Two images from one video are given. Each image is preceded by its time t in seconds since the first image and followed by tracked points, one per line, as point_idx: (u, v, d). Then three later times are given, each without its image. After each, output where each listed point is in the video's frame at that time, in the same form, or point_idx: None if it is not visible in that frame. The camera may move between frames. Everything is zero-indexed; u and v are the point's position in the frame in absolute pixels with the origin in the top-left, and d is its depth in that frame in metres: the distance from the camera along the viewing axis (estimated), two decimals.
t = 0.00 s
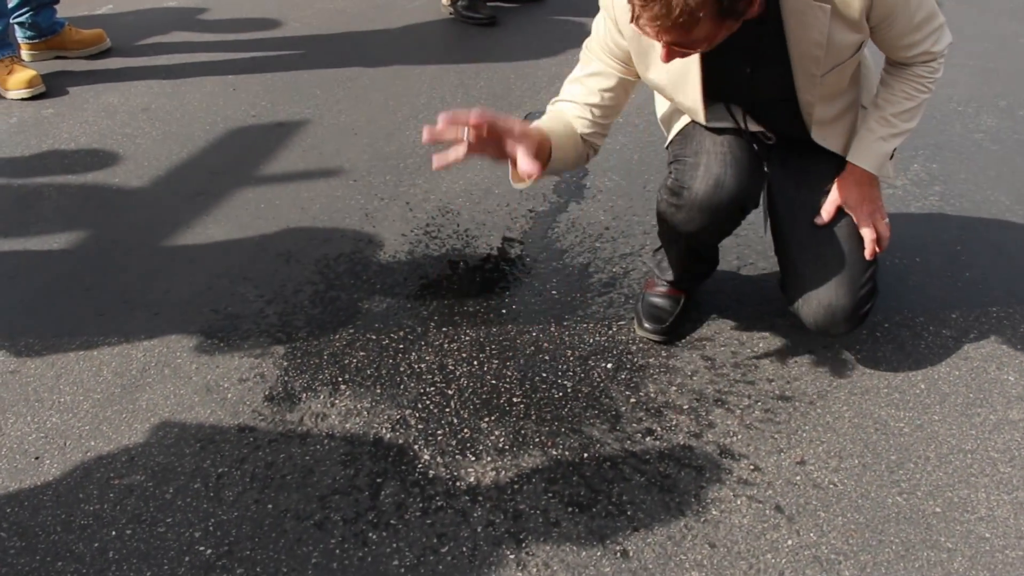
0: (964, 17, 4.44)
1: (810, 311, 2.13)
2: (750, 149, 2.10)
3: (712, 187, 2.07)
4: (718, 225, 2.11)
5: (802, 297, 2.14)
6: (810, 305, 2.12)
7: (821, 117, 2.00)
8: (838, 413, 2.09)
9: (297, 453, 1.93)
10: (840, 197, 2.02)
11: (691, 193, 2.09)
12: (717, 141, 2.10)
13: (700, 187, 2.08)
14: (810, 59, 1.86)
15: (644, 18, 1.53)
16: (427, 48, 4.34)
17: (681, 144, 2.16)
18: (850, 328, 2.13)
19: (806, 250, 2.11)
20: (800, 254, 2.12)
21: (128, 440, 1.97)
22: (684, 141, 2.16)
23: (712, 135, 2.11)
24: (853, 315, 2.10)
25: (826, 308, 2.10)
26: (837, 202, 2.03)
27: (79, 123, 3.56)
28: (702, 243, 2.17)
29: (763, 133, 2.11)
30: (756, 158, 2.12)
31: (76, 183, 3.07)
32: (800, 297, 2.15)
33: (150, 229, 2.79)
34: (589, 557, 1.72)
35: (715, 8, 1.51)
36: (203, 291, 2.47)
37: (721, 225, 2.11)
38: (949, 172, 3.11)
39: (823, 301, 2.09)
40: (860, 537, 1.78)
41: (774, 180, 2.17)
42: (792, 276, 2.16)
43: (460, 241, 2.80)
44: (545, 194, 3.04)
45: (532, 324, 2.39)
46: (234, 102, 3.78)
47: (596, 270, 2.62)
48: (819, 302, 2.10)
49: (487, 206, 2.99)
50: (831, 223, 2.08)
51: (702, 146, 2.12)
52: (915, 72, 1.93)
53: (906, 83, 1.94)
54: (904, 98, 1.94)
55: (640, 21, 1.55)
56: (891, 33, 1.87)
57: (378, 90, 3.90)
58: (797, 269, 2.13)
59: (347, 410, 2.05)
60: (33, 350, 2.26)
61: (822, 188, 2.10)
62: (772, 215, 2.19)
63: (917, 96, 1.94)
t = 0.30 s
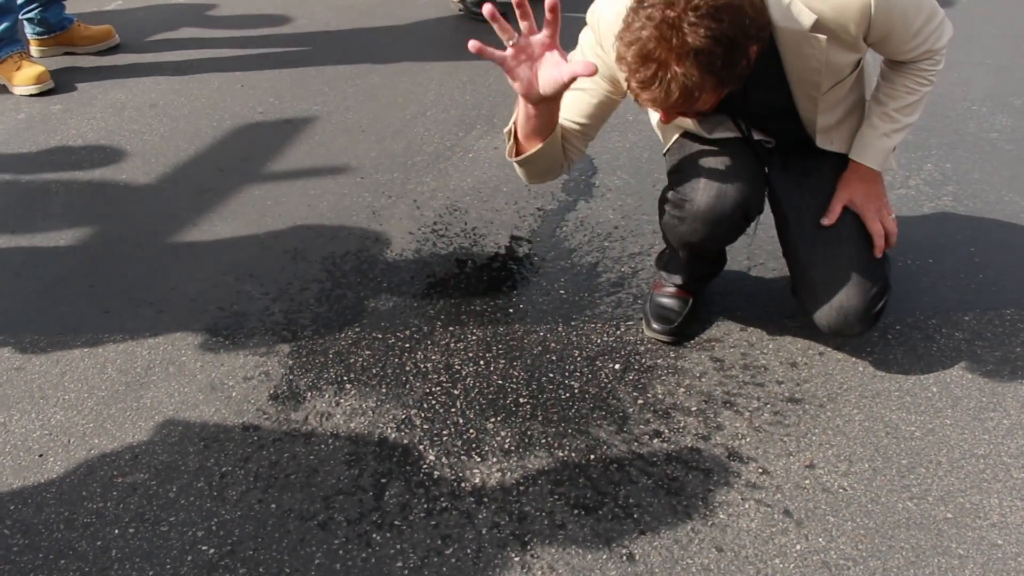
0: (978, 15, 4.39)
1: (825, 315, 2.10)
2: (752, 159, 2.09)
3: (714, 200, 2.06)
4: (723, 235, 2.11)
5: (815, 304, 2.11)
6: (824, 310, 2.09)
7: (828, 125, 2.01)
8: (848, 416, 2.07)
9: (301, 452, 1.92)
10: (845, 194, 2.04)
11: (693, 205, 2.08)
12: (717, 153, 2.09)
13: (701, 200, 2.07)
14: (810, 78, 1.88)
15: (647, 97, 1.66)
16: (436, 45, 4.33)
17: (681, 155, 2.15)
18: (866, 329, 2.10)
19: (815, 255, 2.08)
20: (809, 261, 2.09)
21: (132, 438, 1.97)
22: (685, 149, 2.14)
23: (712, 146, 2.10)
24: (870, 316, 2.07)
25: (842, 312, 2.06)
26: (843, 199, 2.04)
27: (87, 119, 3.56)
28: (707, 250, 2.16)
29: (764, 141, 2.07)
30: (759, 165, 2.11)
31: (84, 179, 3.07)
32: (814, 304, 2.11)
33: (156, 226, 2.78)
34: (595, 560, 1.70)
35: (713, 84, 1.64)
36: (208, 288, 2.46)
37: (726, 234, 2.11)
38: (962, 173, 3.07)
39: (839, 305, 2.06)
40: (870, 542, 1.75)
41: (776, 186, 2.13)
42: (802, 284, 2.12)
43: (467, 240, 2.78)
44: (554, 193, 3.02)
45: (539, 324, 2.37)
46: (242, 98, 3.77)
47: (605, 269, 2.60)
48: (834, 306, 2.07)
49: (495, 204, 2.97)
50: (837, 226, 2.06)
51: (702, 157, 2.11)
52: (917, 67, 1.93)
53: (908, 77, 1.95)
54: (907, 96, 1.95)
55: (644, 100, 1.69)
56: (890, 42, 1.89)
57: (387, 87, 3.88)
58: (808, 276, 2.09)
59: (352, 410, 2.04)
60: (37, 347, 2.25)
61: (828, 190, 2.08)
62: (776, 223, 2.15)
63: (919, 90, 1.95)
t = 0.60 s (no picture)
0: (983, 13, 4.38)
1: (834, 319, 2.11)
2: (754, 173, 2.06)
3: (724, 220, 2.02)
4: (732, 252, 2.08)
5: (824, 309, 2.10)
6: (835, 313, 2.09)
7: (826, 127, 2.03)
8: (853, 416, 2.06)
9: (303, 452, 1.91)
10: (846, 197, 2.03)
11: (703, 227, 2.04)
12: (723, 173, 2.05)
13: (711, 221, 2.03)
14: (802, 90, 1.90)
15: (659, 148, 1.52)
16: (439, 44, 4.32)
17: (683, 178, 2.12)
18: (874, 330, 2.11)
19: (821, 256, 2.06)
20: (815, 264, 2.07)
21: (134, 437, 1.96)
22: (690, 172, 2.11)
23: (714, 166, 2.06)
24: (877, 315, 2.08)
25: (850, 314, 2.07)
26: (844, 202, 2.03)
27: (89, 118, 3.56)
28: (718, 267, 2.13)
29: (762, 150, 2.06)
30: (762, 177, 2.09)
31: (86, 178, 3.07)
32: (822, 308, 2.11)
33: (158, 225, 2.77)
34: (598, 561, 1.70)
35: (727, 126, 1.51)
36: (210, 288, 2.46)
37: (736, 251, 2.08)
38: (966, 172, 3.06)
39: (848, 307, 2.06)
40: (874, 543, 1.74)
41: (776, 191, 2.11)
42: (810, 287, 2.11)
43: (471, 239, 2.77)
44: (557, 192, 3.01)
45: (542, 324, 2.36)
46: (244, 97, 3.76)
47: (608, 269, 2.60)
48: (845, 309, 2.07)
49: (498, 203, 2.96)
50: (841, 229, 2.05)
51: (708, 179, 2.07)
52: (902, 60, 1.91)
53: (896, 73, 1.92)
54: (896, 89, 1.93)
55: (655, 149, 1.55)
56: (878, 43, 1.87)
57: (390, 86, 3.88)
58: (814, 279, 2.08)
59: (354, 409, 2.03)
60: (39, 346, 2.25)
61: (829, 192, 2.06)
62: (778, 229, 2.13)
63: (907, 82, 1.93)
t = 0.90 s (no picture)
0: (978, 18, 4.40)
1: (834, 300, 2.12)
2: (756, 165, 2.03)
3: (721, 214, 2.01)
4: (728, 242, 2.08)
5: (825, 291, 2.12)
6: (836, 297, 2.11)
7: (829, 97, 1.98)
8: (847, 420, 2.06)
9: (297, 455, 1.91)
10: (851, 176, 2.02)
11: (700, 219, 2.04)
12: (723, 166, 2.02)
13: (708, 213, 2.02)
14: (819, 53, 1.84)
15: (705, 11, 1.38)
16: (436, 47, 4.32)
17: (683, 163, 2.09)
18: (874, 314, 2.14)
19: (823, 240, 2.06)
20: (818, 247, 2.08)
21: (128, 440, 1.96)
22: (690, 158, 2.08)
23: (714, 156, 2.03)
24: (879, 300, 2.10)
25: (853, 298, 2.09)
26: (848, 182, 2.03)
27: (85, 120, 3.55)
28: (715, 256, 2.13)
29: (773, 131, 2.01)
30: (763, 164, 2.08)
31: (81, 180, 3.06)
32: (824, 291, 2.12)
33: (153, 227, 2.77)
34: (591, 564, 1.70)
35: None
36: (205, 290, 2.46)
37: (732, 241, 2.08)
38: (961, 176, 3.07)
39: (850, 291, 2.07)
40: (868, 547, 1.74)
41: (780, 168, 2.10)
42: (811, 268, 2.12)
43: (466, 241, 2.77)
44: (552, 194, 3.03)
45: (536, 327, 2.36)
46: (241, 99, 3.76)
47: (603, 273, 2.61)
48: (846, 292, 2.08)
49: (494, 206, 2.97)
50: (844, 211, 2.05)
51: (707, 170, 2.04)
52: (906, 38, 1.93)
53: (900, 51, 1.94)
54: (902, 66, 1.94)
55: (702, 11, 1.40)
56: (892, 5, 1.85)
57: (386, 88, 3.88)
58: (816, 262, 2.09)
59: (348, 412, 2.03)
60: (33, 349, 2.24)
61: (830, 174, 2.06)
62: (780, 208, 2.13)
63: (913, 61, 1.94)
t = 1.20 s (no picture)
0: (963, 30, 4.45)
1: (819, 221, 2.21)
2: (752, 96, 1.99)
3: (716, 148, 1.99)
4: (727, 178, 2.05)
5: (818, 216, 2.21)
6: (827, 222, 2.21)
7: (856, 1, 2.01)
8: (835, 428, 2.07)
9: (285, 463, 1.91)
10: (865, 110, 2.02)
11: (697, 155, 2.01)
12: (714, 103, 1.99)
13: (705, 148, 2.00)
14: None
15: None
16: (425, 55, 4.34)
17: (688, 94, 2.03)
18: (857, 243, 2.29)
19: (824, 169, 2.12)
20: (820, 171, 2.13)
21: (115, 448, 1.94)
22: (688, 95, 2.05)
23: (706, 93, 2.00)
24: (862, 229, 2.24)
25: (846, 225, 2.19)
26: (861, 115, 2.02)
27: (73, 127, 3.54)
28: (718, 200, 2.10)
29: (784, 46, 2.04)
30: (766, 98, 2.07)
31: (69, 187, 3.05)
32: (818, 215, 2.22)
33: (142, 235, 2.76)
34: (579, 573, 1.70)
35: None
36: (194, 297, 2.45)
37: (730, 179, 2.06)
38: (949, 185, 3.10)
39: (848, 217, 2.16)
40: (856, 555, 1.75)
41: (795, 91, 2.12)
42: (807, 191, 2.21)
43: (455, 250, 2.78)
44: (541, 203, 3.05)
45: (525, 335, 2.37)
46: (230, 107, 3.76)
47: (592, 281, 2.62)
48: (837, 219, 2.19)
49: (482, 214, 2.98)
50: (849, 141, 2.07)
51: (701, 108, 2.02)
52: None
53: None
54: (936, 7, 2.00)
55: None
56: None
57: (375, 96, 3.89)
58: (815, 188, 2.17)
59: (336, 421, 2.02)
60: (19, 356, 2.23)
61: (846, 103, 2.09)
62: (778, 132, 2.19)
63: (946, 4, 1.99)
